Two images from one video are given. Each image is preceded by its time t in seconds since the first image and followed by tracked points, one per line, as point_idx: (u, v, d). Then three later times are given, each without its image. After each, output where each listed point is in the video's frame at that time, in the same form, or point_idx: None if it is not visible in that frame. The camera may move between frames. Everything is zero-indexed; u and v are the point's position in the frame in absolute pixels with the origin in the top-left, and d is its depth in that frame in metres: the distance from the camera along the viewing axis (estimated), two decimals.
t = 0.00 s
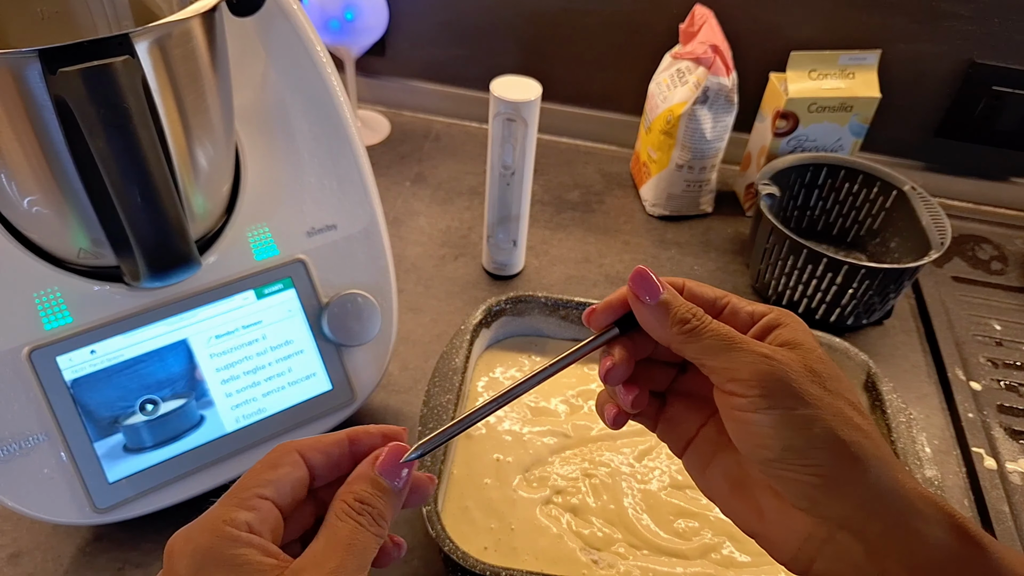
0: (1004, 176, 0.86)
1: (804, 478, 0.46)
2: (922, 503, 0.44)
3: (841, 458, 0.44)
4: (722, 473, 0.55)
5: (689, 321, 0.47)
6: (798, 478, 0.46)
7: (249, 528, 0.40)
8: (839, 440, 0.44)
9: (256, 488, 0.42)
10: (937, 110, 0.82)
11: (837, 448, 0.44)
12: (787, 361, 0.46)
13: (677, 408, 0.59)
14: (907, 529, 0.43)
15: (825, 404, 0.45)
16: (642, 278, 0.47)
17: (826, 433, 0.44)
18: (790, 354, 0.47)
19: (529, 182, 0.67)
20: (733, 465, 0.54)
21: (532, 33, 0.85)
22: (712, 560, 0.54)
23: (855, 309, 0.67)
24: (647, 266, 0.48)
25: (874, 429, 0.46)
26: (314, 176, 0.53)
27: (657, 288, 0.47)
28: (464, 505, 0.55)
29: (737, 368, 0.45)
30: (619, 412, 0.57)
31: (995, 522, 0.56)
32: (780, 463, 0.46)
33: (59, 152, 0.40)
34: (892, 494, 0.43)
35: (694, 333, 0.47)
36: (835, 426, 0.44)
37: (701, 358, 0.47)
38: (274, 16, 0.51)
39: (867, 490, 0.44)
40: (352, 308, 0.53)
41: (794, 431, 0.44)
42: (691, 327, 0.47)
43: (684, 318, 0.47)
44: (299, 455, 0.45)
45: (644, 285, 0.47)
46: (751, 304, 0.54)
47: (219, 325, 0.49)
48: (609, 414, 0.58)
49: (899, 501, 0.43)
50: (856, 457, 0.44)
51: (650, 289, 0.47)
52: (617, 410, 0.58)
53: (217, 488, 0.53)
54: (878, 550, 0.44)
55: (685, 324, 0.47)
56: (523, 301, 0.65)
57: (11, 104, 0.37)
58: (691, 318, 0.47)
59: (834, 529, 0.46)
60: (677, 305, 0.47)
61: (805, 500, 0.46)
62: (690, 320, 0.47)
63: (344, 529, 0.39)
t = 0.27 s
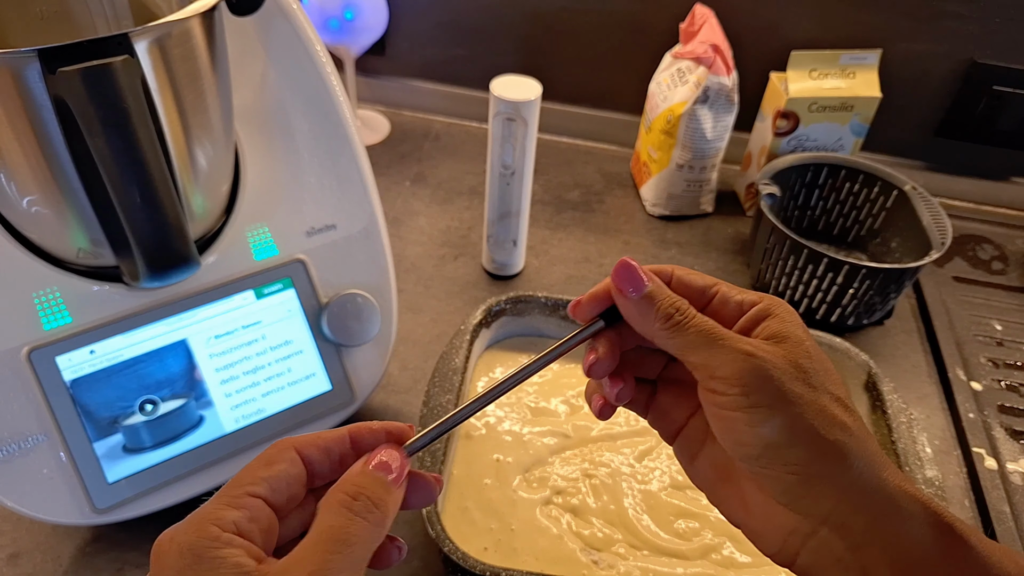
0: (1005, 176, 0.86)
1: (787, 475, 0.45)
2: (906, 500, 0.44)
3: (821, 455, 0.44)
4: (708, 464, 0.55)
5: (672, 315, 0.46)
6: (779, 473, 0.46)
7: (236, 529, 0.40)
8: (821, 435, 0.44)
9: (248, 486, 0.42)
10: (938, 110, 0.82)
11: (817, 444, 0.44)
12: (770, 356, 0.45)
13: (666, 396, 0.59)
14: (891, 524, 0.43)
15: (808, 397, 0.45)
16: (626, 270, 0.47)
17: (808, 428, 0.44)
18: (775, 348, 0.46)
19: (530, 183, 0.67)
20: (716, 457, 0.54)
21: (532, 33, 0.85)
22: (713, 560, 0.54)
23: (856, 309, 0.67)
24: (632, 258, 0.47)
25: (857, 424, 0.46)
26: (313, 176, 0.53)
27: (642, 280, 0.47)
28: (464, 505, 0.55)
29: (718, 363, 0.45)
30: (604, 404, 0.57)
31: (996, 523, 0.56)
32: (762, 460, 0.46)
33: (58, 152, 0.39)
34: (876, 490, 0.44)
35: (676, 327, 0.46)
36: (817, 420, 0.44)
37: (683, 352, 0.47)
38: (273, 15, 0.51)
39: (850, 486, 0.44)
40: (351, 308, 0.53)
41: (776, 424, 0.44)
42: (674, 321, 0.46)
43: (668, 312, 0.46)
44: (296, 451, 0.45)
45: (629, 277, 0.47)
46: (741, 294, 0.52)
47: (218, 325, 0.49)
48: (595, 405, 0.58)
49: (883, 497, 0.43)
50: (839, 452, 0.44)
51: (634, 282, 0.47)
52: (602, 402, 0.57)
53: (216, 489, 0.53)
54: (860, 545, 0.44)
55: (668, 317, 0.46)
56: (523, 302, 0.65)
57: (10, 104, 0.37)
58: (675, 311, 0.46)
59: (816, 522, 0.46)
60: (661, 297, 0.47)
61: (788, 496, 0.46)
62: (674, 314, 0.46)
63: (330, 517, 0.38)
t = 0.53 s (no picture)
0: (1005, 176, 0.86)
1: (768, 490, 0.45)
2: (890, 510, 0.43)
3: (802, 472, 0.44)
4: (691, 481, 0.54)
5: (650, 338, 0.45)
6: (762, 491, 0.46)
7: (223, 555, 0.40)
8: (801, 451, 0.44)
9: (232, 517, 0.43)
10: (938, 110, 0.82)
11: (796, 460, 0.44)
12: (750, 378, 0.45)
13: (643, 414, 0.59)
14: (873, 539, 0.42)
15: (789, 417, 0.45)
16: (601, 293, 0.46)
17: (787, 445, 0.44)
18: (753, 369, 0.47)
19: (530, 183, 0.67)
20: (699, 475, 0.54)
21: (532, 33, 0.85)
22: (713, 560, 0.54)
23: (857, 309, 0.67)
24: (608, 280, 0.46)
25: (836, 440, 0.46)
26: (314, 176, 0.53)
27: (618, 302, 0.45)
28: (464, 505, 0.55)
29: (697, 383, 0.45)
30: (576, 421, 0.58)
31: (996, 523, 0.56)
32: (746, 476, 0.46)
33: (58, 152, 0.39)
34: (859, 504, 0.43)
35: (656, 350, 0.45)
36: (800, 440, 0.44)
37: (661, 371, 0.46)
38: (273, 15, 0.51)
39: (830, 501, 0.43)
40: (352, 308, 0.53)
41: (759, 442, 0.44)
42: (653, 343, 0.45)
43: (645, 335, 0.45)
44: (274, 482, 0.45)
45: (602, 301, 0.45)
46: (714, 311, 0.53)
47: (218, 325, 0.49)
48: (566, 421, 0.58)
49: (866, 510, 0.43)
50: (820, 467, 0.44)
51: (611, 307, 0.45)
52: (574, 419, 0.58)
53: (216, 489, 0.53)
54: (842, 559, 0.43)
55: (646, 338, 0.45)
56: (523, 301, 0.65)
57: (10, 104, 0.37)
58: (652, 334, 0.45)
59: (798, 535, 0.45)
60: (638, 317, 0.45)
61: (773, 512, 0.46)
62: (652, 337, 0.45)
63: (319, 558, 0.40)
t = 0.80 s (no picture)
0: (1005, 176, 0.86)
1: None
2: None
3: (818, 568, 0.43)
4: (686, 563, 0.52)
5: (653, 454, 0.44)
6: None
7: None
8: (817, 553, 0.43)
9: (213, 546, 0.44)
10: (938, 110, 0.82)
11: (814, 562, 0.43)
12: (763, 482, 0.44)
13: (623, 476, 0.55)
14: None
15: (803, 513, 0.44)
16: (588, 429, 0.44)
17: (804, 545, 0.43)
18: (764, 467, 0.46)
19: (530, 183, 0.67)
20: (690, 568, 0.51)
21: (532, 33, 0.85)
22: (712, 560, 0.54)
23: (857, 309, 0.67)
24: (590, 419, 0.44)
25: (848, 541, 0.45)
26: (314, 176, 0.53)
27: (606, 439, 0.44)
28: (463, 505, 0.55)
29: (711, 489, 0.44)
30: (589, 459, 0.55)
31: (996, 523, 0.56)
32: None
33: (58, 153, 0.39)
34: None
35: (658, 465, 0.44)
36: (814, 544, 0.43)
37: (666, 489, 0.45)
38: (273, 15, 0.51)
39: None
40: (352, 308, 0.53)
41: (773, 542, 0.43)
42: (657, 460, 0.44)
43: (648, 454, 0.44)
44: (255, 506, 0.46)
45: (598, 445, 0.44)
46: (711, 409, 0.52)
47: (218, 325, 0.49)
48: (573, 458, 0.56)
49: None
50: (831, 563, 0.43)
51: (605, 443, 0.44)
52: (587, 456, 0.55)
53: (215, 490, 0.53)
54: None
55: (648, 456, 0.44)
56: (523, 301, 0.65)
57: (11, 104, 0.37)
58: (653, 452, 0.44)
59: None
60: (632, 440, 0.44)
61: None
62: (654, 452, 0.44)
63: (299, 568, 0.39)
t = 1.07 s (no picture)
0: (1005, 176, 0.86)
1: None
2: None
3: None
4: None
5: (674, 458, 0.45)
6: None
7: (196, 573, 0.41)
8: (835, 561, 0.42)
9: (208, 537, 0.44)
10: (938, 110, 0.82)
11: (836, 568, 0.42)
12: (787, 491, 0.44)
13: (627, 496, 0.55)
14: None
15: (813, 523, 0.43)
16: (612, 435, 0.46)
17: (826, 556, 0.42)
18: (784, 480, 0.46)
19: (530, 183, 0.67)
20: None
21: (532, 33, 0.85)
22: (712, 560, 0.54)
23: (857, 309, 0.67)
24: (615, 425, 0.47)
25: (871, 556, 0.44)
26: (313, 176, 0.53)
27: (628, 443, 0.46)
28: (463, 505, 0.55)
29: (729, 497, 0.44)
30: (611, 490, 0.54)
31: (997, 523, 0.56)
32: None
33: (58, 152, 0.39)
34: None
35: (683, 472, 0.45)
36: (839, 556, 0.43)
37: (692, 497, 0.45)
38: (273, 15, 0.51)
39: None
40: (352, 308, 0.53)
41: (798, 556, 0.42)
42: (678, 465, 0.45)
43: (669, 458, 0.45)
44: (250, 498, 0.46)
45: (615, 444, 0.46)
46: (729, 423, 0.52)
47: (218, 325, 0.49)
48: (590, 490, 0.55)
49: None
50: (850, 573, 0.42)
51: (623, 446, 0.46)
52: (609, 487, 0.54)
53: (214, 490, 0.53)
54: None
55: (671, 462, 0.45)
56: (523, 301, 0.65)
57: (10, 104, 0.37)
58: (675, 457, 0.45)
59: None
60: (655, 446, 0.46)
61: None
62: (675, 456, 0.45)
63: (291, 553, 0.39)
